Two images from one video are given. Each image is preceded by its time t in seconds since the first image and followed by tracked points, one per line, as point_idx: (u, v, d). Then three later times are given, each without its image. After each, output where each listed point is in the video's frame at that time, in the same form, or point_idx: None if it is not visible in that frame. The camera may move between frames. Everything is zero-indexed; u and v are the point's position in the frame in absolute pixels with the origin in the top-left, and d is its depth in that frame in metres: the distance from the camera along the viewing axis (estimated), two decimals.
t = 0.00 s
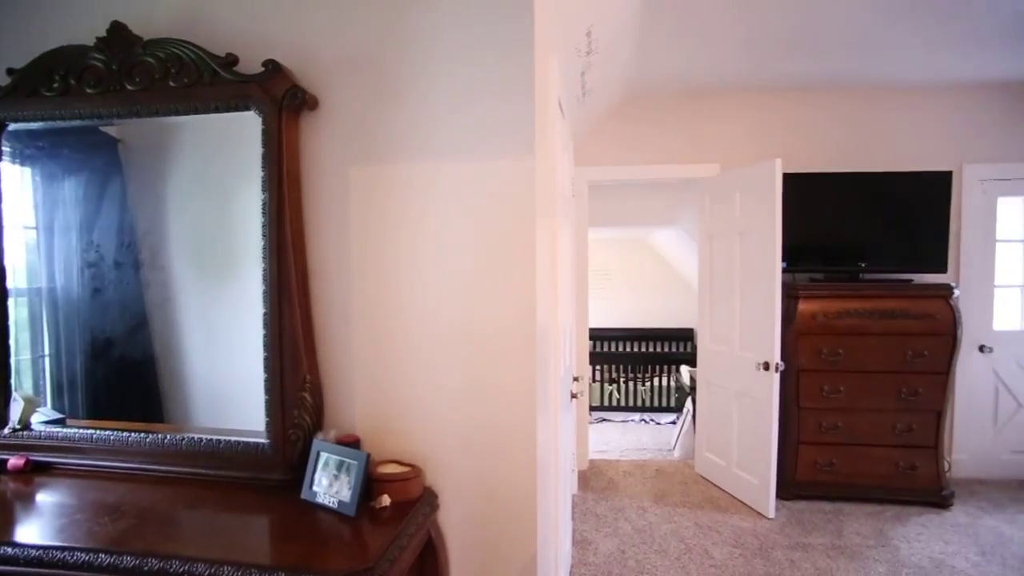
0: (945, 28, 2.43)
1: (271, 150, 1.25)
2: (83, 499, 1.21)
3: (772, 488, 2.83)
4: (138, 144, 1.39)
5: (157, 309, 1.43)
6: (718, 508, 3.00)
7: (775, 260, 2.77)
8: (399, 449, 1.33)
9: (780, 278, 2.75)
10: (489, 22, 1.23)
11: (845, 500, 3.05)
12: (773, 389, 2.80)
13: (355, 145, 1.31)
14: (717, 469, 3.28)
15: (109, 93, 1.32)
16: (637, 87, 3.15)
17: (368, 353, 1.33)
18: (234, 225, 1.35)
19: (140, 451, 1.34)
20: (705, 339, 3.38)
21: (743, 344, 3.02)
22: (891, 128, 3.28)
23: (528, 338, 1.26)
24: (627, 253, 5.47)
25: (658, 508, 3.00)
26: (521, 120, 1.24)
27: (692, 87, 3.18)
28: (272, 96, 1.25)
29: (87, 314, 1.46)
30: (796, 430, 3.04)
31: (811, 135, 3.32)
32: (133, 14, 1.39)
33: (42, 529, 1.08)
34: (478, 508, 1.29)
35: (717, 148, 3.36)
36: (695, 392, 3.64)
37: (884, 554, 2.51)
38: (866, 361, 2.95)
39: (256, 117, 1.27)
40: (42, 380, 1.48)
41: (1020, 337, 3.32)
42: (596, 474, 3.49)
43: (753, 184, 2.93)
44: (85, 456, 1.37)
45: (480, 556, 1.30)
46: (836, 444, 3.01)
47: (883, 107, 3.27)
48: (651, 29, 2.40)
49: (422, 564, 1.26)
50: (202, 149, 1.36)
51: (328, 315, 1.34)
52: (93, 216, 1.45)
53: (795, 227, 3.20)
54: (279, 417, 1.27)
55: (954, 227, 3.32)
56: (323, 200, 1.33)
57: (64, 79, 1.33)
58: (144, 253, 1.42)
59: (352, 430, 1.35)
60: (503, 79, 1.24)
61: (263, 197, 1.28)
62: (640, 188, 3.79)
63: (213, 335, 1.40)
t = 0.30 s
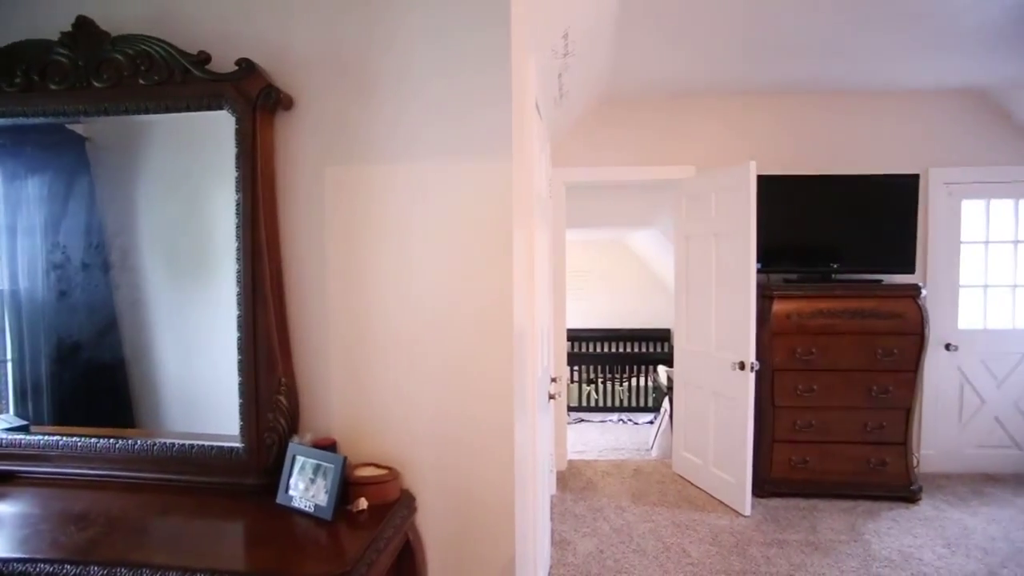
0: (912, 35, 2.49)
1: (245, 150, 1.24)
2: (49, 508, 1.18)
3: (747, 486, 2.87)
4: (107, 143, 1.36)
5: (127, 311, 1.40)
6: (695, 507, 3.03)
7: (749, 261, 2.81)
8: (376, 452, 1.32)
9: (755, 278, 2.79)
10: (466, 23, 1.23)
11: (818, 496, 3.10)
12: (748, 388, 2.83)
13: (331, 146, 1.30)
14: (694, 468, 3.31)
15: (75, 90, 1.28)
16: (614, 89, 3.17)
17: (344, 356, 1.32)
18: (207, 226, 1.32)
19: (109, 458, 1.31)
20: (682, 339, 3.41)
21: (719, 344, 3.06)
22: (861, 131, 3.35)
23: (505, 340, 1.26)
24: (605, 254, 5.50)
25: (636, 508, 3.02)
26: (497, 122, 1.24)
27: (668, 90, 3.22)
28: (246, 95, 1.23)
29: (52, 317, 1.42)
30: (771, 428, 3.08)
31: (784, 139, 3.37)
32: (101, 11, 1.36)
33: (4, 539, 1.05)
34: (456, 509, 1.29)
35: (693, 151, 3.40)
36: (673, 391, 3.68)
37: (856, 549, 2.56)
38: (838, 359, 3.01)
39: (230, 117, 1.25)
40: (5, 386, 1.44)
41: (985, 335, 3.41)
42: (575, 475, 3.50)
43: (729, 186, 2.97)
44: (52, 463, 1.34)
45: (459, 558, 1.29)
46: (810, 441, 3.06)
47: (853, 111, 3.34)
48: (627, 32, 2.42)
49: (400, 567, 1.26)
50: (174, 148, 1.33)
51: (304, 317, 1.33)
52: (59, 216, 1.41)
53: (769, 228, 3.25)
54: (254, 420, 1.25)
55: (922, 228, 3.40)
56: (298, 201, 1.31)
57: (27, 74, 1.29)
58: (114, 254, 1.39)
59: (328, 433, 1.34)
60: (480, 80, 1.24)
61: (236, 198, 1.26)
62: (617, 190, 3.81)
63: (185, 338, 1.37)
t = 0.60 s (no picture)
0: (878, 44, 2.56)
1: (217, 151, 1.22)
2: (10, 520, 1.14)
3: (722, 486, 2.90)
4: (73, 143, 1.32)
5: (94, 315, 1.36)
6: (671, 507, 3.06)
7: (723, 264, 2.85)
8: (352, 456, 1.31)
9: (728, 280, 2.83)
10: (442, 26, 1.23)
11: (791, 495, 3.15)
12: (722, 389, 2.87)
13: (305, 147, 1.28)
14: (670, 469, 3.35)
15: (38, 87, 1.25)
16: (589, 93, 3.20)
17: (320, 359, 1.31)
18: (179, 228, 1.30)
19: (75, 466, 1.28)
20: (658, 341, 3.44)
21: (694, 346, 3.09)
22: (831, 136, 3.43)
23: (481, 343, 1.26)
24: (582, 257, 5.54)
25: (613, 509, 3.04)
26: (474, 125, 1.24)
27: (643, 94, 3.25)
28: (218, 96, 1.21)
29: (11, 322, 1.37)
30: (745, 428, 3.12)
31: (756, 143, 3.43)
32: (64, 8, 1.33)
33: None
34: (432, 512, 1.29)
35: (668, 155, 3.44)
36: (649, 393, 3.70)
37: (827, 546, 2.61)
38: (810, 360, 3.06)
39: (201, 117, 1.23)
40: None
41: (950, 335, 3.50)
42: (552, 477, 3.51)
43: (703, 190, 3.01)
44: (15, 472, 1.30)
45: (436, 561, 1.29)
46: (783, 441, 3.11)
47: (823, 117, 3.42)
48: (603, 37, 2.44)
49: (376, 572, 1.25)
50: (144, 149, 1.31)
51: (278, 321, 1.31)
52: (20, 218, 1.36)
53: (742, 231, 3.30)
54: (226, 426, 1.23)
55: (890, 231, 3.48)
56: (272, 202, 1.30)
57: None
58: (80, 256, 1.35)
59: (303, 438, 1.32)
60: (456, 83, 1.24)
61: (208, 200, 1.24)
62: (593, 192, 3.84)
63: (155, 343, 1.34)
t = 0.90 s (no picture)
0: (840, 51, 2.62)
1: (181, 150, 1.19)
2: None
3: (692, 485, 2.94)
4: (25, 139, 1.27)
5: (49, 319, 1.31)
6: (642, 506, 3.09)
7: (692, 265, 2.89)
8: (320, 461, 1.29)
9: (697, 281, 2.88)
10: (411, 26, 1.22)
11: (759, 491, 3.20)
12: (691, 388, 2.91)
13: (272, 148, 1.27)
14: (640, 468, 3.38)
15: None
16: (560, 94, 3.21)
17: (287, 362, 1.29)
18: (141, 228, 1.26)
19: (31, 476, 1.23)
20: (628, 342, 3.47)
21: (663, 346, 3.13)
22: (795, 140, 3.51)
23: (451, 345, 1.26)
24: (553, 258, 5.56)
25: (585, 509, 3.06)
26: (444, 126, 1.23)
27: (613, 96, 3.28)
28: (182, 93, 1.19)
29: None
30: (713, 428, 3.16)
31: (723, 146, 3.49)
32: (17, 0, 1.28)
33: None
34: (403, 515, 1.28)
35: (637, 157, 3.48)
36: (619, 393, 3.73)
37: (793, 540, 2.66)
38: (776, 359, 3.12)
39: (163, 115, 1.21)
40: None
41: (908, 334, 3.61)
42: (524, 478, 3.51)
43: (672, 192, 3.04)
44: None
45: (407, 564, 1.28)
46: (750, 439, 3.16)
47: (787, 121, 3.50)
48: (573, 39, 2.45)
49: None
50: (103, 147, 1.27)
51: (244, 323, 1.29)
52: None
53: (711, 233, 3.35)
54: (191, 432, 1.20)
55: (852, 233, 3.58)
56: (238, 203, 1.27)
57: None
58: (33, 258, 1.30)
59: (270, 443, 1.30)
60: (426, 84, 1.23)
61: (171, 201, 1.21)
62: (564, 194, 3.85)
63: (115, 347, 1.30)
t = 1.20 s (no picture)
0: (808, 55, 2.67)
1: (147, 147, 1.16)
2: None
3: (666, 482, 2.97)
4: None
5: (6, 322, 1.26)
6: (616, 504, 3.11)
7: (664, 264, 2.92)
8: (293, 464, 1.27)
9: (669, 281, 2.91)
10: (384, 25, 1.21)
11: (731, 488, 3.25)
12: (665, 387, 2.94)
13: (242, 146, 1.24)
14: (615, 466, 3.40)
15: None
16: (534, 94, 3.21)
17: (257, 365, 1.27)
18: (105, 228, 1.23)
19: None
20: (602, 341, 3.49)
21: (637, 345, 3.16)
22: (764, 142, 3.57)
23: (424, 345, 1.26)
24: (527, 258, 5.56)
25: (560, 508, 3.07)
26: (417, 126, 1.23)
27: (587, 97, 3.29)
28: (147, 89, 1.16)
29: None
30: (686, 426, 3.20)
31: (695, 148, 3.54)
32: None
33: None
34: (377, 518, 1.27)
35: (610, 157, 3.50)
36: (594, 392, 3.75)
37: (765, 535, 2.71)
38: (746, 358, 3.17)
39: (127, 111, 1.18)
40: None
41: (874, 332, 3.70)
42: (499, 478, 3.51)
43: (645, 192, 3.07)
44: None
45: (382, 566, 1.27)
46: (722, 436, 3.21)
47: (757, 123, 3.56)
48: (547, 39, 2.45)
49: None
50: (65, 144, 1.23)
51: (213, 325, 1.27)
52: None
53: (683, 233, 3.38)
54: (158, 436, 1.18)
55: (820, 234, 3.65)
56: (206, 202, 1.25)
57: None
58: None
59: (240, 446, 1.28)
60: (398, 83, 1.22)
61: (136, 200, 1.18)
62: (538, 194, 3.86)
63: (76, 350, 1.26)
